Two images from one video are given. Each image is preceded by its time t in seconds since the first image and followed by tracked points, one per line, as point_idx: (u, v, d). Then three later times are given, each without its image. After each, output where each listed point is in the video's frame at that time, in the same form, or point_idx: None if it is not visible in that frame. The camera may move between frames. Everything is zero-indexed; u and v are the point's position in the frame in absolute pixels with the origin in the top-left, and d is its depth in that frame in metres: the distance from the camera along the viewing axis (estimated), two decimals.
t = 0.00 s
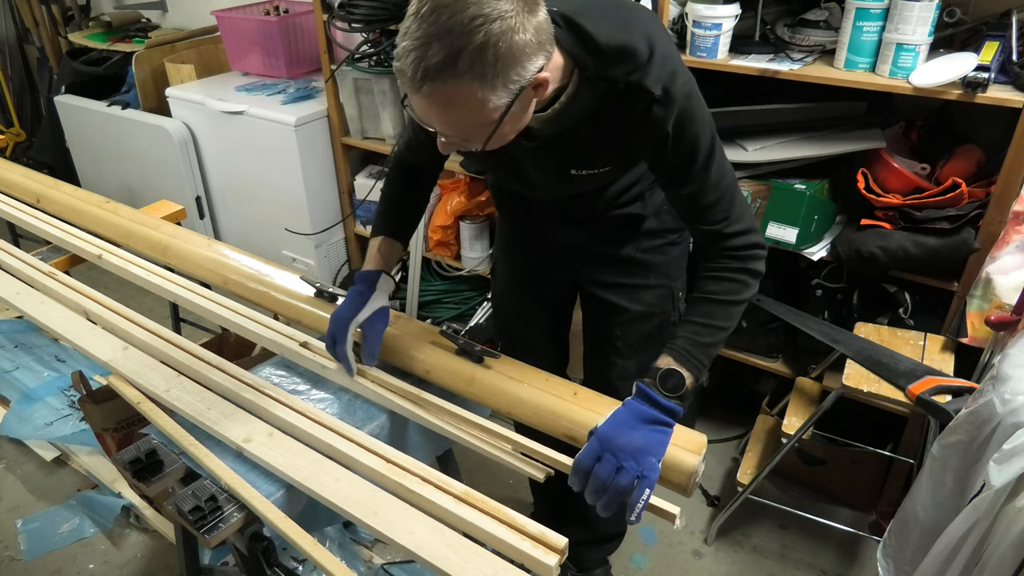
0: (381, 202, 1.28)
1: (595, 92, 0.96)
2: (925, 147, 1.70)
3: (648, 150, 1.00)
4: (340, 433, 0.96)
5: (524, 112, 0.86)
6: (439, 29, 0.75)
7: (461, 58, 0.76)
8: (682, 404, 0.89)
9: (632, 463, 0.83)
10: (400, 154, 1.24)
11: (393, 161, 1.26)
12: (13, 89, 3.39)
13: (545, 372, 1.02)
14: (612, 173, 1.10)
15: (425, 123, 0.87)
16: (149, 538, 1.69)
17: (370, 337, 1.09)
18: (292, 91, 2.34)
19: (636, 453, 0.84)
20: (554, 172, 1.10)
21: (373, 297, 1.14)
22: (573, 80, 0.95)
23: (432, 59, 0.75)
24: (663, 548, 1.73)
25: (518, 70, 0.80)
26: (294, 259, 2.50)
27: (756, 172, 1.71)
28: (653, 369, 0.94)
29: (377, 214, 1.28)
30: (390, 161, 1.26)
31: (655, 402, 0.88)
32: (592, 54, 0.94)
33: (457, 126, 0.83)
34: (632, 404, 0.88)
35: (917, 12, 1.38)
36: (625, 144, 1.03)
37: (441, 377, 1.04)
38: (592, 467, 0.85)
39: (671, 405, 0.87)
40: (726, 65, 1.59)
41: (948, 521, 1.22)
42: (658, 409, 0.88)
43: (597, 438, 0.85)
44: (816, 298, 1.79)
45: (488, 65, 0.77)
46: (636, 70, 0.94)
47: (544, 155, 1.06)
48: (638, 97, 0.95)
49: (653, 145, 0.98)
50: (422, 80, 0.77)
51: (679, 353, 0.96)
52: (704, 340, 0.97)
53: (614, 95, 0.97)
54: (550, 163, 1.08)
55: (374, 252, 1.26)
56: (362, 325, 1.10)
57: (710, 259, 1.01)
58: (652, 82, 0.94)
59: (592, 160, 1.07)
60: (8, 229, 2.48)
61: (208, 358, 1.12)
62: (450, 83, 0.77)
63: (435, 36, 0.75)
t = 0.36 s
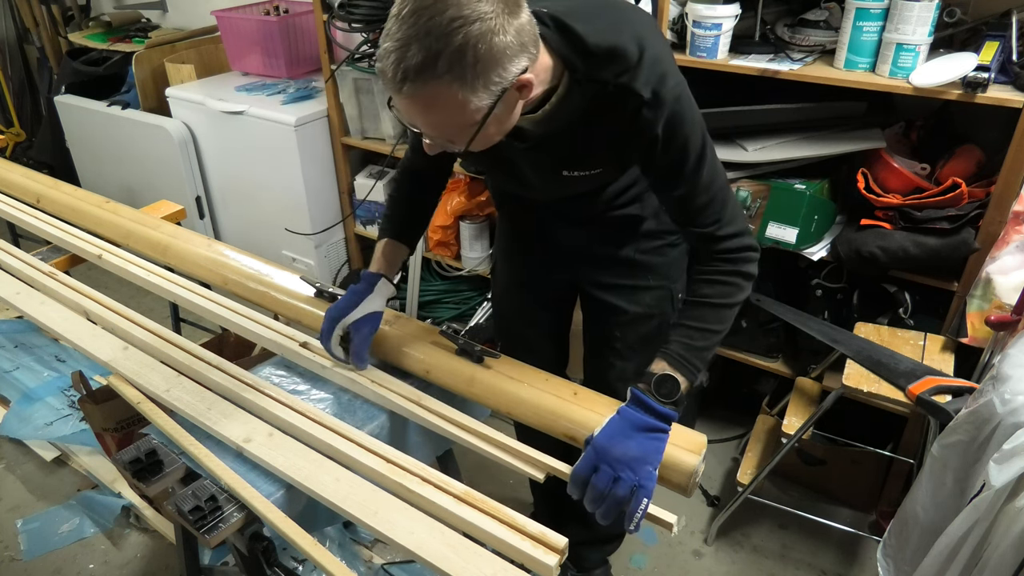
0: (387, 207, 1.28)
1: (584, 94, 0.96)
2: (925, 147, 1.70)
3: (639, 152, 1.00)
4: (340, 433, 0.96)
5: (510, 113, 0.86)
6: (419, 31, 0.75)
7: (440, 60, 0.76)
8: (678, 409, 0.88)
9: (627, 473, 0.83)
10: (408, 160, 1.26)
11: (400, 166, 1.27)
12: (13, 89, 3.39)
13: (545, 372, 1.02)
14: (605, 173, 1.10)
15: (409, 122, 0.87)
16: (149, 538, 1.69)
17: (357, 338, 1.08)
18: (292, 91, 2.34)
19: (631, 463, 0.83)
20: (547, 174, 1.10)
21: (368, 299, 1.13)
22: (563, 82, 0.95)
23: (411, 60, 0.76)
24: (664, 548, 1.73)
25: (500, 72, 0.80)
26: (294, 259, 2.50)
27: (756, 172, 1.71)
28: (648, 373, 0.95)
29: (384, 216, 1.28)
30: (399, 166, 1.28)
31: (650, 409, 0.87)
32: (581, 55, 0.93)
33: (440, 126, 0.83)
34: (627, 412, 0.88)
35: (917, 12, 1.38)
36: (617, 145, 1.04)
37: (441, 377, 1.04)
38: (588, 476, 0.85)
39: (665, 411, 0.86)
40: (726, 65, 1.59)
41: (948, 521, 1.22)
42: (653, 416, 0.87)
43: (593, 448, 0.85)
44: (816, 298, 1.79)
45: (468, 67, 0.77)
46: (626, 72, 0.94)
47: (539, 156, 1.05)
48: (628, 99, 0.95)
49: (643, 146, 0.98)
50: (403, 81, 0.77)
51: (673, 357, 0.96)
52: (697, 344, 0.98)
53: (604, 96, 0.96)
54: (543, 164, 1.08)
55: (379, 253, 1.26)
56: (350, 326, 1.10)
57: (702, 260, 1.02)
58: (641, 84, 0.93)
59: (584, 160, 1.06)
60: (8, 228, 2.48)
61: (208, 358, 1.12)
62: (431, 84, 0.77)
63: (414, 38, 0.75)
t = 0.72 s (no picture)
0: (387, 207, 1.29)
1: (576, 94, 0.96)
2: (925, 147, 1.70)
3: (632, 152, 1.00)
4: (340, 433, 0.96)
5: (498, 111, 0.85)
6: (403, 28, 0.75)
7: (425, 56, 0.76)
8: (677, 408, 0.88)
9: (627, 471, 0.83)
10: (409, 161, 1.27)
11: (400, 168, 1.28)
12: (13, 89, 3.39)
13: (545, 372, 1.02)
14: (599, 174, 1.10)
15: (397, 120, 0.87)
16: (149, 538, 1.69)
17: (357, 339, 1.08)
18: (293, 91, 2.34)
19: (632, 461, 0.83)
20: (541, 175, 1.10)
21: (366, 299, 1.13)
22: (555, 81, 0.96)
23: (396, 57, 0.76)
24: (664, 548, 1.73)
25: (485, 69, 0.80)
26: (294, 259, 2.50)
27: (756, 171, 1.71)
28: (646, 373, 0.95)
29: (383, 215, 1.28)
30: (399, 167, 1.28)
31: (649, 408, 0.88)
32: (572, 55, 0.94)
33: (427, 123, 0.83)
34: (627, 410, 0.88)
35: (917, 12, 1.38)
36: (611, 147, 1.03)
37: (441, 377, 1.04)
38: (589, 477, 0.85)
39: (665, 410, 0.87)
40: (726, 65, 1.59)
41: (948, 521, 1.22)
42: (653, 415, 0.88)
43: (593, 447, 0.85)
44: (816, 298, 1.79)
45: (452, 64, 0.77)
46: (618, 72, 0.93)
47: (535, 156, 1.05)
48: (620, 99, 0.94)
49: (637, 146, 0.98)
50: (388, 78, 0.77)
51: (670, 356, 0.96)
52: (696, 343, 0.98)
53: (596, 97, 0.96)
54: (537, 164, 1.07)
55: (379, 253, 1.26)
56: (350, 326, 1.09)
57: (699, 259, 1.02)
58: (634, 85, 0.93)
59: (579, 161, 1.06)
60: (8, 228, 2.48)
61: (208, 359, 1.12)
62: (415, 81, 0.77)
63: (398, 35, 0.75)
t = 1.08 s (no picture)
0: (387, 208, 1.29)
1: (572, 91, 0.96)
2: (925, 147, 1.70)
3: (629, 151, 0.99)
4: (340, 433, 0.96)
5: (496, 101, 0.85)
6: (397, 17, 0.75)
7: (420, 44, 0.76)
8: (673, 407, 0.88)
9: (626, 471, 0.83)
10: (409, 163, 1.27)
11: (400, 170, 1.28)
12: (13, 89, 3.39)
13: (544, 372, 1.02)
14: (597, 172, 1.10)
15: (396, 114, 0.87)
16: (149, 538, 1.69)
17: (352, 342, 1.07)
18: (292, 91, 2.34)
19: (630, 461, 0.84)
20: (538, 173, 1.10)
21: (359, 303, 1.13)
22: (551, 77, 0.96)
23: (391, 46, 0.76)
24: (664, 548, 1.73)
25: (482, 57, 0.79)
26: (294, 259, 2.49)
27: (756, 171, 1.71)
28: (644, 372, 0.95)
29: (383, 216, 1.28)
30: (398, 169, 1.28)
31: (644, 408, 0.88)
32: (569, 52, 0.94)
33: (424, 115, 0.83)
34: (624, 411, 0.88)
35: (917, 12, 1.38)
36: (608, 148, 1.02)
37: (441, 377, 1.04)
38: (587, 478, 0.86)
39: (661, 409, 0.87)
40: (726, 65, 1.59)
41: (948, 521, 1.22)
42: (650, 415, 0.88)
43: (590, 447, 0.85)
44: (816, 298, 1.79)
45: (448, 52, 0.77)
46: (614, 69, 0.93)
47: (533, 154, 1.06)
48: (617, 97, 0.94)
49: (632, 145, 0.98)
50: (385, 68, 0.78)
51: (668, 356, 0.97)
52: (693, 342, 0.98)
53: (592, 94, 0.96)
54: (534, 161, 1.08)
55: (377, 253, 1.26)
56: (344, 330, 1.08)
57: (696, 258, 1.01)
58: (630, 83, 0.93)
59: (577, 159, 1.06)
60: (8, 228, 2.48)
61: (208, 359, 1.12)
62: (412, 70, 0.77)
63: (393, 24, 0.75)
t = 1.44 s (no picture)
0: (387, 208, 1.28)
1: (574, 75, 0.95)
2: (925, 147, 1.70)
3: (631, 133, 0.99)
4: (340, 433, 0.96)
5: (502, 64, 0.84)
6: None
7: (423, 8, 0.75)
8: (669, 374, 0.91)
9: (629, 404, 0.86)
10: (407, 162, 1.26)
11: (400, 169, 1.27)
12: (13, 89, 3.39)
13: (544, 372, 1.02)
14: (597, 160, 1.09)
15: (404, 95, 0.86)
16: (149, 538, 1.69)
17: (357, 339, 1.08)
18: (292, 91, 2.34)
19: (631, 397, 0.87)
20: (539, 160, 1.09)
21: (365, 300, 1.13)
22: (551, 60, 0.94)
23: (394, 14, 0.76)
24: (664, 548, 1.73)
25: (484, 16, 0.79)
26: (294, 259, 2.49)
27: (756, 171, 1.71)
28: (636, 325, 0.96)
29: (383, 215, 1.28)
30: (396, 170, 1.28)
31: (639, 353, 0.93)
32: (568, 32, 0.92)
33: (430, 90, 0.82)
34: (621, 353, 0.92)
35: (917, 12, 1.38)
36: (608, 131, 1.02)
37: (441, 377, 1.04)
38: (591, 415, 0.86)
39: (656, 353, 0.93)
40: (726, 65, 1.59)
41: (948, 521, 1.22)
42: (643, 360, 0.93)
43: (593, 383, 0.87)
44: (816, 298, 1.79)
45: (451, 11, 0.76)
46: (617, 52, 0.92)
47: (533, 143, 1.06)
48: (620, 79, 0.93)
49: (631, 125, 0.97)
50: (387, 39, 0.78)
51: (663, 308, 1.00)
52: (685, 297, 1.01)
53: (593, 78, 0.95)
54: (533, 147, 1.07)
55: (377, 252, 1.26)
56: (350, 327, 1.08)
57: (688, 226, 1.03)
58: (635, 65, 0.91)
59: (578, 143, 1.05)
60: (8, 229, 2.48)
61: (208, 359, 1.12)
62: (417, 38, 0.77)
63: None
